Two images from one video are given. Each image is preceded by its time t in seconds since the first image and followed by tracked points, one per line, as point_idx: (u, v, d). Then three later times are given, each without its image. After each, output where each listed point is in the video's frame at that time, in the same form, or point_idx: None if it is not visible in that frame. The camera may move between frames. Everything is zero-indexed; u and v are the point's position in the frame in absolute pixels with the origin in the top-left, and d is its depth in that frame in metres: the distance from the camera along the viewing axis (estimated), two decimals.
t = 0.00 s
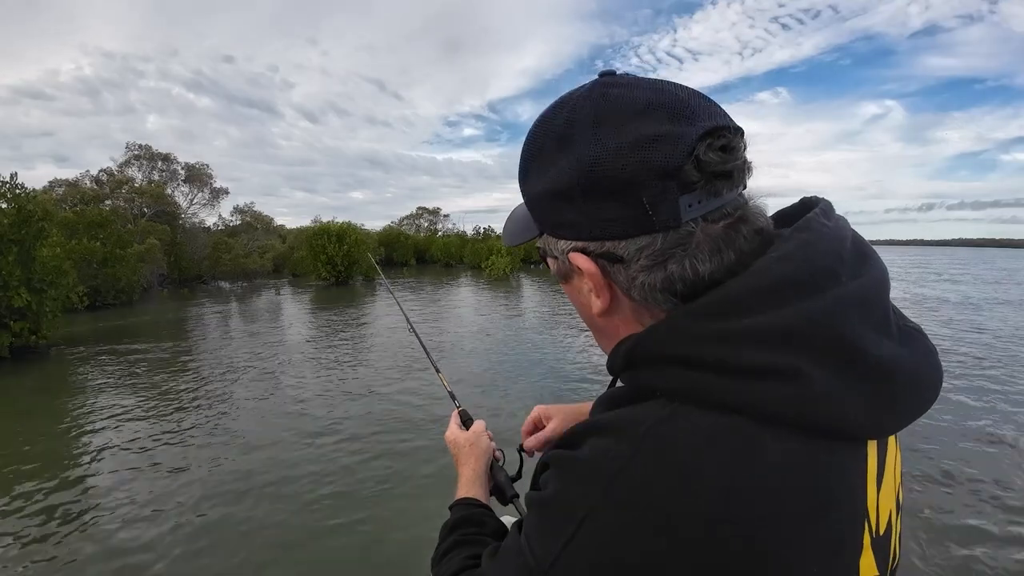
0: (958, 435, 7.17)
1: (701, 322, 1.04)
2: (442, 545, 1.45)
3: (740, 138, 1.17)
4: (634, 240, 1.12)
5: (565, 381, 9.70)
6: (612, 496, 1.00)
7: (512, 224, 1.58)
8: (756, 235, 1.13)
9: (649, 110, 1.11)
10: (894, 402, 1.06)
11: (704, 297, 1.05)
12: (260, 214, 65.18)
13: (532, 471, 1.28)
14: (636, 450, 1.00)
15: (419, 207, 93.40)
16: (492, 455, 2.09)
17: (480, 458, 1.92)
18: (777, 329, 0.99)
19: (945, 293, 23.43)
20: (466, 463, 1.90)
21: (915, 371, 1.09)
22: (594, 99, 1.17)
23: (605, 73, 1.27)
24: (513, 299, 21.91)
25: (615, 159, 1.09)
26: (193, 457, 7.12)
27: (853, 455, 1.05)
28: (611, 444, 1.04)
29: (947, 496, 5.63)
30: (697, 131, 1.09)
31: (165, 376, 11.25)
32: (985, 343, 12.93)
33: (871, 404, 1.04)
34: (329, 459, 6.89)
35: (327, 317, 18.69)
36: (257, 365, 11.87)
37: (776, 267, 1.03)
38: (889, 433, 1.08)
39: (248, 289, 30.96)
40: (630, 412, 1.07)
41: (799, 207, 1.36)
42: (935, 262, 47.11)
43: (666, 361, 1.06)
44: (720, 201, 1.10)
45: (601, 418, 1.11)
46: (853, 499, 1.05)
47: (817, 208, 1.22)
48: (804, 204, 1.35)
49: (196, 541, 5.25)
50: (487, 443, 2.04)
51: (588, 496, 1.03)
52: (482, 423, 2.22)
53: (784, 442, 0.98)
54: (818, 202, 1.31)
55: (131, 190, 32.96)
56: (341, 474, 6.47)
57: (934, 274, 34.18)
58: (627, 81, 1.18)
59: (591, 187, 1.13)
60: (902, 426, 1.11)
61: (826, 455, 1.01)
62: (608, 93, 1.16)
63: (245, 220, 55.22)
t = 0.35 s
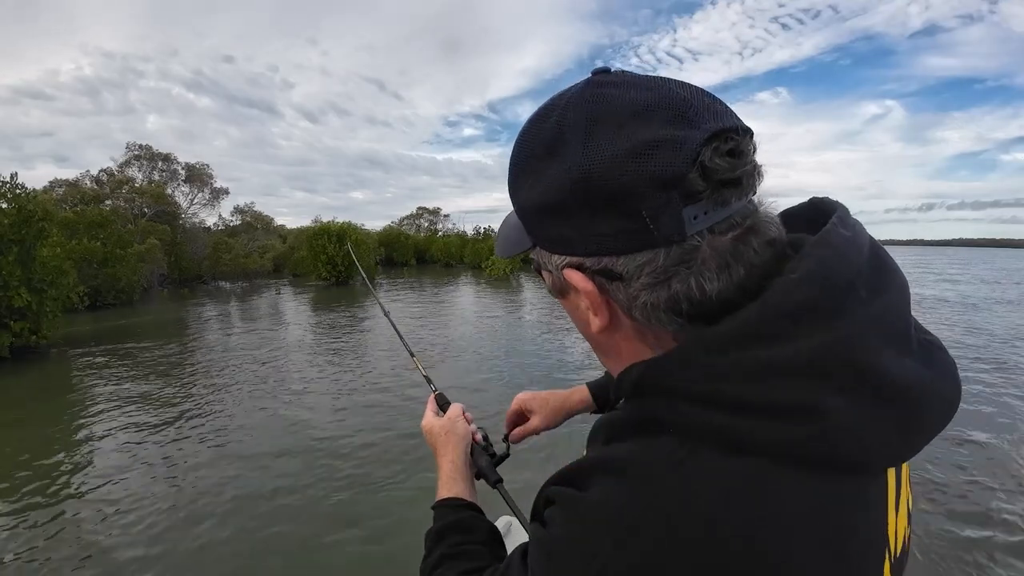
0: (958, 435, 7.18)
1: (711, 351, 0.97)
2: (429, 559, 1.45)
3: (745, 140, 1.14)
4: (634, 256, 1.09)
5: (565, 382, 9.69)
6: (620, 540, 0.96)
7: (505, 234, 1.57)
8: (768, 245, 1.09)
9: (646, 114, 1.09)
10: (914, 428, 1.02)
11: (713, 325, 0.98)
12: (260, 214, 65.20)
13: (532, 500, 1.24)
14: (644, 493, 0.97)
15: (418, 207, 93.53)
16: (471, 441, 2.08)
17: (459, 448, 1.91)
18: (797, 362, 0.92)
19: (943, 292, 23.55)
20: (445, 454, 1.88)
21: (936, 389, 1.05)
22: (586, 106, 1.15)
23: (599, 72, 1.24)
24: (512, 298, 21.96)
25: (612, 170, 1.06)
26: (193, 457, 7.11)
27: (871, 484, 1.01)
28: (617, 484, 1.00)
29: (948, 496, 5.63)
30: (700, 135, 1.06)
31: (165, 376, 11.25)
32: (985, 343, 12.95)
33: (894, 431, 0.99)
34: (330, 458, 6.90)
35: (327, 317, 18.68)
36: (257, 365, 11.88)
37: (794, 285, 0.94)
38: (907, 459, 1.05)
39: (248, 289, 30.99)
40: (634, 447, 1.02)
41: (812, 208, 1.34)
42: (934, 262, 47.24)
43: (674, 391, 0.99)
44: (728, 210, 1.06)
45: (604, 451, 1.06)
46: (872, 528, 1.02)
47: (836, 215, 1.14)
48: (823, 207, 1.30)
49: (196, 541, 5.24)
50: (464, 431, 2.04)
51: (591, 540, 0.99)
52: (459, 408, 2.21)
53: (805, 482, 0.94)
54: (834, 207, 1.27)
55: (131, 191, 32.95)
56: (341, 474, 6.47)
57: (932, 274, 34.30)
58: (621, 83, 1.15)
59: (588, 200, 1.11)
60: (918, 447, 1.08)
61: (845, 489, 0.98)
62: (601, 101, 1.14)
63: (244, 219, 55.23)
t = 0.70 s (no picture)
0: (957, 435, 7.21)
1: (710, 350, 0.97)
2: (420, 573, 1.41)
3: (745, 134, 1.13)
4: (628, 250, 1.08)
5: (565, 382, 9.70)
6: (619, 544, 0.97)
7: (501, 230, 1.56)
8: (767, 241, 1.08)
9: (643, 105, 1.08)
10: (914, 428, 1.02)
11: (711, 324, 0.98)
12: (260, 214, 65.19)
13: (526, 510, 1.23)
14: (641, 496, 0.97)
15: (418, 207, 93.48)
16: (468, 455, 2.07)
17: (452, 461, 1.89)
18: (798, 361, 0.93)
19: (943, 292, 23.56)
20: (440, 467, 1.88)
21: (936, 388, 1.05)
22: (581, 96, 1.14)
23: (597, 64, 1.23)
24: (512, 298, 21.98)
25: (608, 160, 1.05)
26: (193, 458, 7.11)
27: (873, 485, 1.01)
28: (616, 488, 1.00)
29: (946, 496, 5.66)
30: (698, 127, 1.05)
31: (165, 376, 11.25)
32: (984, 343, 12.98)
33: (893, 430, 0.99)
34: (329, 459, 6.91)
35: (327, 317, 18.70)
36: (257, 365, 11.88)
37: (793, 282, 0.95)
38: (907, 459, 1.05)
39: (248, 289, 30.99)
40: (631, 450, 1.02)
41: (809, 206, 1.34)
42: (935, 262, 47.23)
43: (670, 389, 1.00)
44: (724, 204, 1.06)
45: (603, 456, 1.06)
46: (873, 529, 1.02)
47: (836, 212, 1.15)
48: (824, 205, 1.30)
49: (196, 542, 5.25)
50: (460, 445, 2.03)
51: (586, 545, 1.00)
52: (456, 423, 2.21)
53: (806, 483, 0.94)
54: (836, 206, 1.27)
55: (131, 191, 32.95)
56: (341, 474, 6.48)
57: (932, 274, 34.31)
58: (617, 74, 1.15)
59: (582, 192, 1.10)
60: (919, 447, 1.08)
61: (844, 489, 0.98)
62: (597, 90, 1.13)
63: (245, 219, 55.21)
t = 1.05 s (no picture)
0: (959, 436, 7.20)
1: (717, 351, 0.97)
2: None
3: (762, 133, 1.12)
4: (631, 240, 1.08)
5: (566, 382, 9.70)
6: (622, 550, 0.97)
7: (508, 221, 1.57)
8: (777, 242, 1.07)
9: (657, 96, 1.08)
10: (924, 430, 1.02)
11: (718, 326, 0.98)
12: (260, 214, 65.16)
13: (529, 523, 1.24)
14: (646, 503, 0.97)
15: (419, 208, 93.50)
16: (463, 462, 2.08)
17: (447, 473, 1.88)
18: (808, 363, 0.92)
19: (943, 292, 23.56)
20: (436, 476, 1.88)
21: (946, 392, 1.04)
22: (597, 83, 1.14)
23: (618, 54, 1.23)
24: (512, 298, 21.99)
25: (615, 149, 1.05)
26: (195, 458, 7.11)
27: (882, 489, 1.00)
28: (620, 498, 1.00)
29: (948, 497, 5.65)
30: (710, 121, 1.05)
31: (166, 376, 11.25)
32: (985, 343, 12.97)
33: (903, 432, 0.99)
34: (329, 458, 6.91)
35: (327, 317, 18.69)
36: (257, 365, 11.89)
37: (802, 284, 0.95)
38: (918, 463, 1.04)
39: (248, 289, 30.98)
40: (636, 458, 1.02)
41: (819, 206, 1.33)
42: (935, 262, 47.21)
43: (672, 388, 1.00)
44: (734, 202, 1.05)
45: (608, 464, 1.06)
46: (885, 535, 1.01)
47: (843, 212, 1.14)
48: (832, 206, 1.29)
49: (198, 542, 5.24)
50: (454, 454, 2.03)
51: (589, 559, 1.00)
52: (449, 429, 2.21)
53: (814, 489, 0.94)
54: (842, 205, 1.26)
55: (131, 191, 32.94)
56: (343, 474, 6.47)
57: (933, 274, 34.31)
58: (634, 64, 1.15)
59: (588, 179, 1.10)
60: (930, 451, 1.07)
61: (852, 494, 0.97)
62: (611, 79, 1.13)
63: (245, 220, 55.20)
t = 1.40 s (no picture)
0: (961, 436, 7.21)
1: (740, 341, 0.96)
2: None
3: (809, 123, 1.12)
4: (665, 207, 1.08)
5: (568, 382, 9.70)
6: (635, 540, 0.97)
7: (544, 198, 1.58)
8: (812, 232, 1.06)
9: (706, 71, 1.08)
10: (941, 434, 1.02)
11: (744, 316, 0.98)
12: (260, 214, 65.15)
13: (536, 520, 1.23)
14: (662, 494, 0.97)
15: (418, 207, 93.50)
16: (461, 470, 2.08)
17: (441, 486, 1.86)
18: (835, 355, 0.92)
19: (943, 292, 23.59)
20: (432, 484, 1.89)
21: (964, 398, 1.04)
22: (652, 52, 1.13)
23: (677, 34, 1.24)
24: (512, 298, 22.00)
25: (659, 113, 1.06)
26: (197, 458, 7.12)
27: (899, 493, 1.00)
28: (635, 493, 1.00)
29: (949, 497, 5.66)
30: (755, 100, 1.05)
31: (167, 376, 11.25)
32: (986, 343, 12.98)
33: (920, 433, 0.99)
34: (331, 459, 6.92)
35: (328, 317, 18.68)
36: (257, 365, 11.89)
37: (829, 278, 0.95)
38: (933, 468, 1.04)
39: (248, 289, 30.98)
40: (654, 450, 1.02)
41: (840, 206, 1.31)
42: (934, 262, 47.26)
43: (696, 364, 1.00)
44: (773, 184, 1.05)
45: (623, 458, 1.06)
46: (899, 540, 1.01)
47: (871, 212, 1.15)
48: (856, 203, 1.27)
49: (203, 543, 5.25)
50: (449, 465, 2.01)
51: (594, 558, 1.01)
52: (445, 439, 2.20)
53: (829, 488, 0.94)
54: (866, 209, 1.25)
55: (131, 190, 32.94)
56: (345, 474, 6.47)
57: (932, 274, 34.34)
58: (690, 41, 1.16)
59: (627, 145, 1.11)
60: (945, 458, 1.07)
61: (868, 498, 0.97)
62: (665, 49, 1.13)
63: (244, 219, 55.19)
